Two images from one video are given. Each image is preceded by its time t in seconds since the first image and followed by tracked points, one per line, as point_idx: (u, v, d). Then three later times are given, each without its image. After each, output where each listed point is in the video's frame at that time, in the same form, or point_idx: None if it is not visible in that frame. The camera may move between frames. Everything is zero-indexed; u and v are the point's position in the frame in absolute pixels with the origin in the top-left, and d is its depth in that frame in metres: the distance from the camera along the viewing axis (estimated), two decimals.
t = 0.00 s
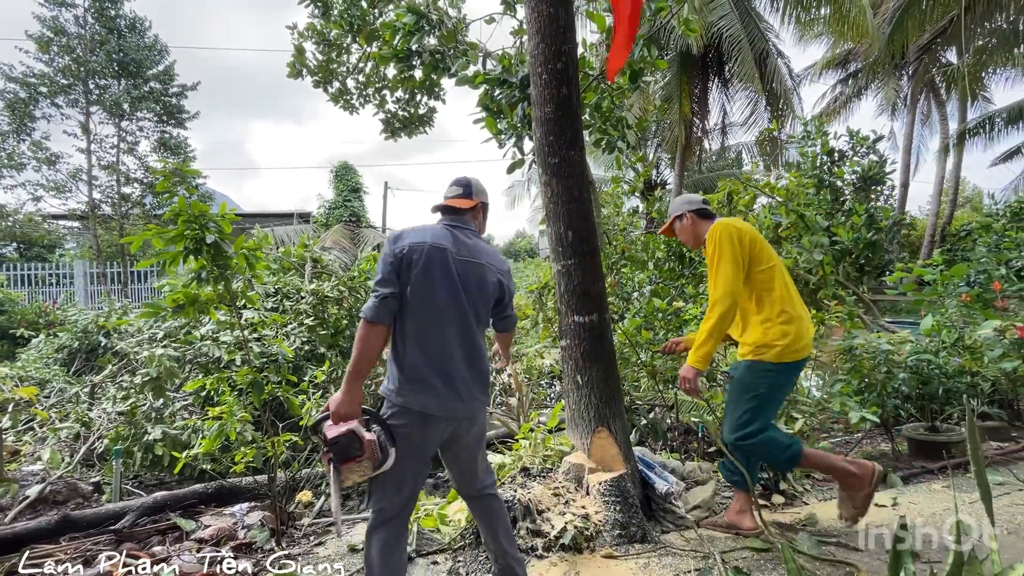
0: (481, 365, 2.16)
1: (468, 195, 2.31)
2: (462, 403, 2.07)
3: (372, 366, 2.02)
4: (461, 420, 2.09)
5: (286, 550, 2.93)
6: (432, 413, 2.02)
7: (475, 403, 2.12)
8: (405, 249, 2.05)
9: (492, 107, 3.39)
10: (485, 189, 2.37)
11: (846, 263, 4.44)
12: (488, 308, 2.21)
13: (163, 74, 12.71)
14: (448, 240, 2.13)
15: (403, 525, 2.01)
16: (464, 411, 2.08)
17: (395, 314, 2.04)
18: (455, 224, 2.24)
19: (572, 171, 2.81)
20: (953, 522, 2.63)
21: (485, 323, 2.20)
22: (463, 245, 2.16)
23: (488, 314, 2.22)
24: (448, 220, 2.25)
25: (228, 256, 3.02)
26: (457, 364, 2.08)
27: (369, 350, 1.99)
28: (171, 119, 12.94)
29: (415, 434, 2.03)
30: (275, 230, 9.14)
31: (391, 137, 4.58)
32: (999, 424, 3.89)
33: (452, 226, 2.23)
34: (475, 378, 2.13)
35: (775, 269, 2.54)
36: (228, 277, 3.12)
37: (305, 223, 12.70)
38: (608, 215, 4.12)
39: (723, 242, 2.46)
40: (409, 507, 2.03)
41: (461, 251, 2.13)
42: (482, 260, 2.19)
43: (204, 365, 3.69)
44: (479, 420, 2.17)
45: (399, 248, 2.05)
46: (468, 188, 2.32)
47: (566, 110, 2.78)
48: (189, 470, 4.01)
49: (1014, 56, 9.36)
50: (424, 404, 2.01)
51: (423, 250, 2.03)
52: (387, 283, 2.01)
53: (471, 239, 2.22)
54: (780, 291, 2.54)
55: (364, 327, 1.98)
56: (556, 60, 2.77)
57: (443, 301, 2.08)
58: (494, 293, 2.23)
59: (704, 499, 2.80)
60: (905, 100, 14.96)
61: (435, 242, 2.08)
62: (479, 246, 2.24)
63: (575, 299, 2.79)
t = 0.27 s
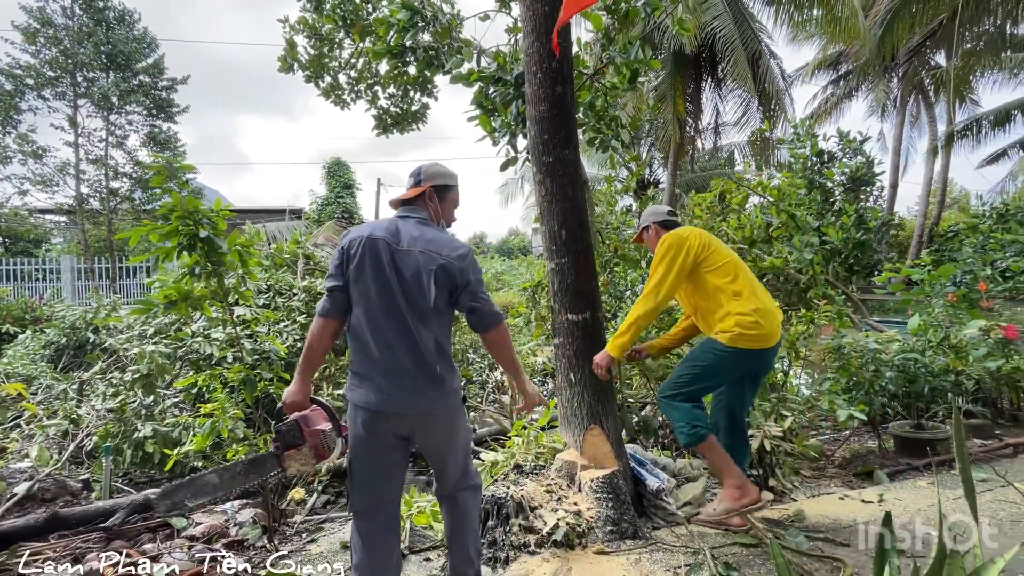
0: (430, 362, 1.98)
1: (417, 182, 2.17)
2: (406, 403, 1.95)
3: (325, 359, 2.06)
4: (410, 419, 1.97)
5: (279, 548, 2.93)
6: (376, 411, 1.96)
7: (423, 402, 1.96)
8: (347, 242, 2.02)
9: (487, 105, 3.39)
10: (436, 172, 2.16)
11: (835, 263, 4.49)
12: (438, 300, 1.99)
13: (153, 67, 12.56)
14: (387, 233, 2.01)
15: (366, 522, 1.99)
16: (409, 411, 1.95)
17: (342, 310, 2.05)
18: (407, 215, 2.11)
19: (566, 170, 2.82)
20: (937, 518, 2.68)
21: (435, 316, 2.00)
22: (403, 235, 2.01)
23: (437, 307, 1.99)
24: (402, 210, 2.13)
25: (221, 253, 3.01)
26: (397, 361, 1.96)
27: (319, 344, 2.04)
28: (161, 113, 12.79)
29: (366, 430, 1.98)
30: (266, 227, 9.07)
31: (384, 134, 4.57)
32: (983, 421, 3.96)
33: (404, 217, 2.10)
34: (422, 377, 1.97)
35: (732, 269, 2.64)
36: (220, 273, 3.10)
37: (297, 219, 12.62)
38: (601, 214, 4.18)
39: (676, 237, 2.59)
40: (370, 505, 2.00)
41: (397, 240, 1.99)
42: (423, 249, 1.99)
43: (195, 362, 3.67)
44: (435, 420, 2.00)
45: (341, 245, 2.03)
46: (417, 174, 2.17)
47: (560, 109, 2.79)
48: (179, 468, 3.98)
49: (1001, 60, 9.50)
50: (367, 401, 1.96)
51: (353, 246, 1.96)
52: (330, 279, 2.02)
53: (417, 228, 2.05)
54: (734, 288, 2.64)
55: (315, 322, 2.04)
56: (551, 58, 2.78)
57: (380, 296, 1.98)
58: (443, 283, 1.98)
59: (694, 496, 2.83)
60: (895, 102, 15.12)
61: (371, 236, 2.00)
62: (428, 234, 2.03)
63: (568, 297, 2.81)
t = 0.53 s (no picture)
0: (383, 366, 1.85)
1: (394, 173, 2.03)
2: (360, 407, 1.87)
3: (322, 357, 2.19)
4: (368, 424, 1.88)
5: (268, 544, 2.91)
6: (341, 412, 1.93)
7: (377, 408, 1.84)
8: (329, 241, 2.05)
9: (479, 102, 3.39)
10: (412, 158, 1.98)
11: (822, 262, 4.55)
12: (392, 300, 1.82)
13: (139, 59, 12.35)
14: (352, 232, 1.96)
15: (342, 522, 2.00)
16: (365, 416, 1.87)
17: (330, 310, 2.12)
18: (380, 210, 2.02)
19: (558, 168, 2.84)
20: (918, 513, 2.74)
21: (391, 317, 1.84)
22: (364, 234, 1.93)
23: (391, 306, 1.83)
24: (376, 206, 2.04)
25: (211, 249, 2.99)
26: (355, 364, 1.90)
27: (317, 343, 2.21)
28: (147, 106, 12.61)
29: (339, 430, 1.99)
30: (255, 222, 8.99)
31: (375, 129, 4.54)
32: (962, 419, 4.06)
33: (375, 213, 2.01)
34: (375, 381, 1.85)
35: (686, 284, 2.48)
36: (209, 269, 3.08)
37: (287, 214, 12.50)
38: (592, 213, 4.10)
39: (618, 266, 2.48)
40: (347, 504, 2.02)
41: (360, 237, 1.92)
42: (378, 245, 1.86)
43: (183, 359, 3.64)
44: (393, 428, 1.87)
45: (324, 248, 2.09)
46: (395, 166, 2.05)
47: (553, 107, 2.80)
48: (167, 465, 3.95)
49: (986, 63, 9.65)
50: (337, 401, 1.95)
51: (325, 246, 1.97)
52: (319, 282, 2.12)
53: (382, 223, 1.93)
54: (693, 303, 2.45)
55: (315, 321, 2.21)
56: (544, 57, 2.78)
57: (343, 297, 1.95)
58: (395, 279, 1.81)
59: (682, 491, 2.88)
60: (882, 103, 15.31)
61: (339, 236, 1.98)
62: (389, 228, 1.89)
63: (559, 295, 2.83)
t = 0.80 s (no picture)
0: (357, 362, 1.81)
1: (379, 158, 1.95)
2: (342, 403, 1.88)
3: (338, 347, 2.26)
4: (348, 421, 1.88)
5: (256, 541, 2.90)
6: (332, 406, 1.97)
7: (352, 405, 1.84)
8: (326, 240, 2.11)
9: (471, 97, 3.38)
10: (401, 143, 1.89)
11: (809, 260, 4.61)
12: (360, 296, 1.74)
13: (123, 48, 12.13)
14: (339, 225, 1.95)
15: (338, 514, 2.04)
16: (345, 413, 1.87)
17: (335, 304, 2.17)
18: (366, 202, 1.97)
19: (549, 165, 2.84)
20: (898, 506, 2.80)
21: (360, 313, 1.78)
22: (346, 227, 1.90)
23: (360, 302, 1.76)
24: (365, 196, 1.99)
25: (199, 243, 2.95)
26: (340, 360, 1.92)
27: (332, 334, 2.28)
28: (131, 96, 12.39)
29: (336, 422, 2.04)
30: (243, 216, 8.88)
31: (365, 123, 4.51)
32: (943, 414, 4.15)
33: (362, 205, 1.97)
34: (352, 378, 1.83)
35: (656, 302, 2.54)
36: (196, 263, 3.04)
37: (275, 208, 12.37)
38: (582, 210, 4.08)
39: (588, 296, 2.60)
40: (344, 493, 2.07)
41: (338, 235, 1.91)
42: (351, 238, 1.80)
43: (169, 354, 3.60)
44: (369, 426, 1.84)
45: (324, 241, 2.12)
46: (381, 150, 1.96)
47: (544, 103, 2.80)
48: (153, 461, 3.90)
49: (970, 66, 9.81)
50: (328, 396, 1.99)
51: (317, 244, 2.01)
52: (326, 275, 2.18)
53: (360, 214, 1.87)
54: (663, 318, 2.49)
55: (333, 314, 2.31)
56: (536, 53, 2.78)
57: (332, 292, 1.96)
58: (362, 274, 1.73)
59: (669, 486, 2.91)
60: (869, 104, 15.50)
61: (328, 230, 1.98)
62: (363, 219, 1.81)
63: (549, 292, 2.84)
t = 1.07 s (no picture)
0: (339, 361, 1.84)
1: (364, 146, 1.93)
2: (330, 402, 1.92)
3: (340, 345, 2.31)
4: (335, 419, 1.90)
5: (243, 537, 2.88)
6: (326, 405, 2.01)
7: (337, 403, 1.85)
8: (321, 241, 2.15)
9: (461, 93, 3.37)
10: (395, 134, 1.88)
11: (795, 258, 4.67)
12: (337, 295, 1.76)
13: (107, 37, 11.90)
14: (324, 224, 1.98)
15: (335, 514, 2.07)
16: (332, 412, 1.92)
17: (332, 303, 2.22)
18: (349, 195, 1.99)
19: (539, 161, 2.84)
20: (878, 499, 2.86)
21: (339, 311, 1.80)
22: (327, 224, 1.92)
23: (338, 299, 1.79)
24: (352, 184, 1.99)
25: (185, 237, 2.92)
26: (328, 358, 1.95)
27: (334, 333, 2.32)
28: (115, 87, 12.17)
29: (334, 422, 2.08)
30: (230, 210, 8.78)
31: (355, 117, 4.47)
32: (923, 410, 4.24)
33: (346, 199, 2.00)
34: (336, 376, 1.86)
35: (634, 305, 2.59)
36: (182, 258, 3.00)
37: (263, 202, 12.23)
38: (574, 206, 4.15)
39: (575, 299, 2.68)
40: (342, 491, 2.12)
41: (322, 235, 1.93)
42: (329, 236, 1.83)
43: (154, 349, 3.55)
44: (353, 425, 1.86)
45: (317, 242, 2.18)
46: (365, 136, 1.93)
47: (535, 100, 2.80)
48: (138, 457, 3.86)
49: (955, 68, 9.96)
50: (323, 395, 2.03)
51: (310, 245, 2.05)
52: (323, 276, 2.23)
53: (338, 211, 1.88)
54: (640, 318, 2.54)
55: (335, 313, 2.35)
56: (527, 49, 2.78)
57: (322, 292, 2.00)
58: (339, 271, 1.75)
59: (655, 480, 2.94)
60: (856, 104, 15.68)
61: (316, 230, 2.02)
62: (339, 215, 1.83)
63: (539, 288, 2.85)
